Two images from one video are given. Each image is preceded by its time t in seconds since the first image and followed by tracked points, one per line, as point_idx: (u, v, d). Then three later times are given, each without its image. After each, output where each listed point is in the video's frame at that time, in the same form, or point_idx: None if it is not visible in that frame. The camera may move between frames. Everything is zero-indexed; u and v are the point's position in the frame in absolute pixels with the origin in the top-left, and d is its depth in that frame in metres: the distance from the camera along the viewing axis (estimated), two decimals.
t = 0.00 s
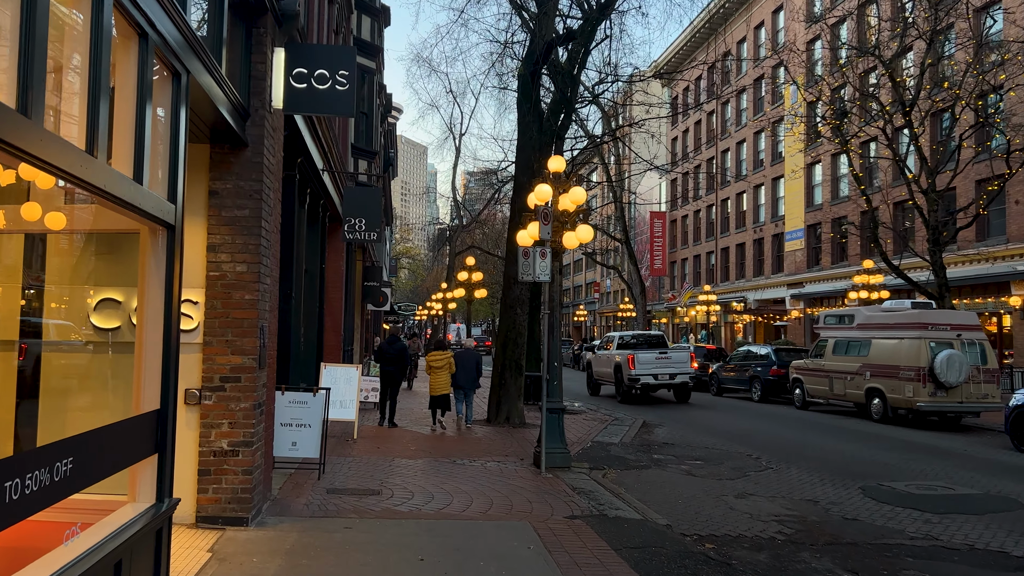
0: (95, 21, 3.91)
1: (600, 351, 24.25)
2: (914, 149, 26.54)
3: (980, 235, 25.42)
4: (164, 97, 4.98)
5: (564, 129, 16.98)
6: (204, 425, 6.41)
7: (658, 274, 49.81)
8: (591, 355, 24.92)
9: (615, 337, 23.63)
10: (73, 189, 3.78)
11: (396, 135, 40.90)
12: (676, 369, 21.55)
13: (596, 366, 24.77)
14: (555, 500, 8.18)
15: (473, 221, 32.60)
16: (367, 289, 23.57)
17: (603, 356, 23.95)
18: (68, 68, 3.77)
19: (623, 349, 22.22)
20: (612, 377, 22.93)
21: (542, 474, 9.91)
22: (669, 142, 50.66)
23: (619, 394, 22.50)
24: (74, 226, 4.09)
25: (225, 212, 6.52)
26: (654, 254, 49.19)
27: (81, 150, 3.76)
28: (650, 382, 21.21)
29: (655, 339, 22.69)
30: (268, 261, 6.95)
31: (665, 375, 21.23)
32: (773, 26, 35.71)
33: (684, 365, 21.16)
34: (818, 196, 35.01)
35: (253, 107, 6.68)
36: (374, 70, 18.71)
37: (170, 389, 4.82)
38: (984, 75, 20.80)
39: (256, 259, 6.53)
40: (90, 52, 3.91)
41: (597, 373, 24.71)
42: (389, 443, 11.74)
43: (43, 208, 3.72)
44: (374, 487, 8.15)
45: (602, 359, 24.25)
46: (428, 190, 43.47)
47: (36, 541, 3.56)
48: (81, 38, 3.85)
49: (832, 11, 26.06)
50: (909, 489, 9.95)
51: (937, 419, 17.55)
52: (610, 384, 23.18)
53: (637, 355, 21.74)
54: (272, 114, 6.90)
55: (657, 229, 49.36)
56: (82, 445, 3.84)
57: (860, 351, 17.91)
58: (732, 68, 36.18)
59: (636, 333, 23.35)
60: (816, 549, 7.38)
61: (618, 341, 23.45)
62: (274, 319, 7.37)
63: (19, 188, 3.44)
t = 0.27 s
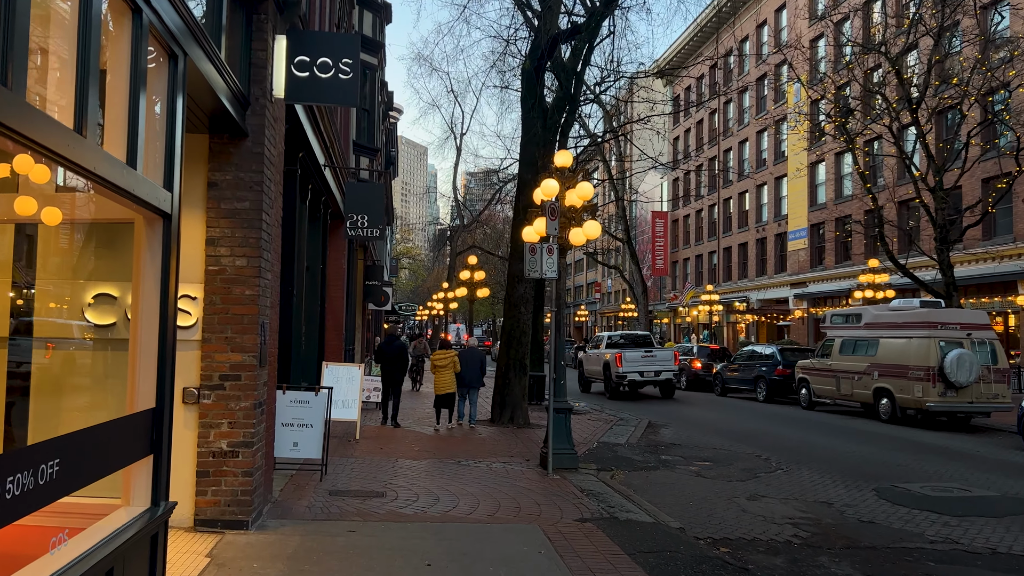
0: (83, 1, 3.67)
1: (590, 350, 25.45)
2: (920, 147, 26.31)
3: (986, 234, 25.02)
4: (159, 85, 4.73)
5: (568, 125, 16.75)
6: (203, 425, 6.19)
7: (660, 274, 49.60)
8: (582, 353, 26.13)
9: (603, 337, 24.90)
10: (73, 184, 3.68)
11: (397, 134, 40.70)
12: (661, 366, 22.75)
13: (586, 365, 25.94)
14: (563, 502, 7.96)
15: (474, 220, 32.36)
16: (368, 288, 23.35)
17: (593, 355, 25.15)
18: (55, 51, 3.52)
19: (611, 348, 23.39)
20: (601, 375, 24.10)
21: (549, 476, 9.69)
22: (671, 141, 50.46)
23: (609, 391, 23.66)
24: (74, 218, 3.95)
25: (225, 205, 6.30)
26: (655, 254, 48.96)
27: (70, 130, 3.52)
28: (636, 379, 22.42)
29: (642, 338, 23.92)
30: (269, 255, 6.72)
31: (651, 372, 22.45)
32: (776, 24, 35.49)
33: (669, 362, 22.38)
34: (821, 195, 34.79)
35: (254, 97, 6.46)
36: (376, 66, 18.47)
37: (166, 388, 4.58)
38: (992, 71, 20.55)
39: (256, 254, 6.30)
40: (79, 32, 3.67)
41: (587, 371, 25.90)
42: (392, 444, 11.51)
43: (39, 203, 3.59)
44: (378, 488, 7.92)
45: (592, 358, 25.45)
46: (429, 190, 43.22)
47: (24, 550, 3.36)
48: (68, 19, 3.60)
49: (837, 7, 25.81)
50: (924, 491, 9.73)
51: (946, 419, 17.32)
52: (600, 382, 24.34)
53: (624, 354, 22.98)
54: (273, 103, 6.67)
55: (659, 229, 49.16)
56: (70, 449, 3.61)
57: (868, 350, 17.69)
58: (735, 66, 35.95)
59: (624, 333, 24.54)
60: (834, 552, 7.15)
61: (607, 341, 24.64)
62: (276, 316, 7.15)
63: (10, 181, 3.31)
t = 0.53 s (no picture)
0: None
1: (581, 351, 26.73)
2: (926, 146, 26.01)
3: (993, 234, 24.81)
4: (150, 76, 4.46)
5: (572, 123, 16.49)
6: (199, 432, 5.95)
7: (662, 273, 49.35)
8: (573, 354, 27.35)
9: (594, 338, 26.28)
10: (70, 182, 3.52)
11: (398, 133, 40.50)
12: (647, 366, 24.04)
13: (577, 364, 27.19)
14: (572, 510, 7.71)
15: (475, 220, 32.09)
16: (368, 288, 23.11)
17: (582, 355, 26.45)
18: (34, 36, 3.24)
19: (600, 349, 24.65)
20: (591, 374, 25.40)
21: (556, 481, 9.43)
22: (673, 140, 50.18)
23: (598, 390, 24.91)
24: (74, 217, 3.78)
25: (222, 203, 6.05)
26: (658, 253, 48.73)
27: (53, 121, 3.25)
28: (624, 377, 23.71)
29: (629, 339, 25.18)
30: (269, 255, 6.48)
31: (638, 371, 23.75)
32: (779, 22, 35.21)
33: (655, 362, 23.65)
34: (826, 195, 34.52)
35: (252, 90, 6.20)
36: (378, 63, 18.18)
37: (159, 395, 4.33)
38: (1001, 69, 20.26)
39: (255, 253, 6.06)
40: (60, 14, 3.39)
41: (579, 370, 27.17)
42: (394, 448, 11.26)
43: (33, 202, 3.37)
44: (380, 496, 7.67)
45: (582, 358, 26.72)
46: (430, 189, 42.94)
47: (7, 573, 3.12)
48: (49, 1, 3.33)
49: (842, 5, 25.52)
50: (941, 497, 9.47)
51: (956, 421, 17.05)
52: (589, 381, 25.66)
53: (613, 354, 24.26)
54: (272, 97, 6.45)
55: (661, 228, 48.90)
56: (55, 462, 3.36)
57: (876, 351, 17.44)
58: (738, 64, 35.67)
59: (613, 334, 25.81)
60: (853, 563, 6.90)
61: (596, 342, 25.91)
62: (275, 317, 6.91)
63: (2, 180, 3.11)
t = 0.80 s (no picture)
0: None
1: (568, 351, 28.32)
2: (926, 145, 25.84)
3: (994, 233, 24.67)
4: (129, 60, 4.12)
5: (571, 119, 16.25)
6: (189, 435, 5.72)
7: (660, 273, 49.19)
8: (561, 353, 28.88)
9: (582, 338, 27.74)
10: (62, 180, 3.46)
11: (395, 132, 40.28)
12: (631, 365, 25.70)
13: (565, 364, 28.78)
14: (575, 514, 7.48)
15: (473, 219, 31.83)
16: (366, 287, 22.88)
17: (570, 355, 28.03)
18: None
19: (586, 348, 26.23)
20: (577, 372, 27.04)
21: (558, 485, 9.20)
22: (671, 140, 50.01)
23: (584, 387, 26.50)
24: (68, 208, 3.66)
25: (213, 198, 5.83)
26: (656, 253, 48.55)
27: (19, 99, 2.98)
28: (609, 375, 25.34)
29: (614, 340, 26.86)
30: (261, 251, 6.24)
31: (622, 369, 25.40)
32: (778, 21, 35.05)
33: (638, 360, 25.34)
34: (825, 194, 34.37)
35: (244, 80, 5.95)
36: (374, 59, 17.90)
37: (141, 398, 4.08)
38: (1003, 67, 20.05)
39: (247, 250, 5.83)
40: None
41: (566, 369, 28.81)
42: (391, 449, 11.02)
43: (18, 196, 3.21)
44: (377, 501, 7.43)
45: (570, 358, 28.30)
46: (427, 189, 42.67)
47: None
48: None
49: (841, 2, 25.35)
50: (950, 500, 9.26)
51: (960, 422, 16.85)
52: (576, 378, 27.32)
53: (599, 353, 25.86)
54: (265, 88, 6.21)
55: (659, 228, 48.72)
56: (19, 473, 3.07)
57: (879, 352, 17.23)
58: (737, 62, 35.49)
59: (598, 335, 27.33)
60: (866, 569, 6.67)
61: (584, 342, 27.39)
62: (269, 316, 6.68)
63: None
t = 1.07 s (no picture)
0: None
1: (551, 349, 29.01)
2: (919, 144, 25.76)
3: (989, 233, 24.62)
4: (100, 43, 3.83)
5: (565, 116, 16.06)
6: (170, 439, 5.46)
7: (652, 273, 49.05)
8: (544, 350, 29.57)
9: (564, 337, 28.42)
10: (49, 177, 3.38)
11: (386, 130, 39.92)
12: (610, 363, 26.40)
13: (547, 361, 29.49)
14: (572, 519, 7.25)
15: (465, 217, 31.55)
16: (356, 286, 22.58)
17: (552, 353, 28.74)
18: None
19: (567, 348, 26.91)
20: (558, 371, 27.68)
21: (553, 488, 8.97)
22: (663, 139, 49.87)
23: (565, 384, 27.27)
24: (56, 199, 3.55)
25: (196, 190, 5.57)
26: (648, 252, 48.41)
27: None
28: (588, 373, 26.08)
29: (593, 338, 27.78)
30: (246, 246, 5.98)
31: (601, 367, 26.12)
32: (771, 19, 34.91)
33: (616, 360, 26.21)
34: (818, 193, 34.29)
35: (229, 67, 5.68)
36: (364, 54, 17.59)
37: (116, 400, 3.85)
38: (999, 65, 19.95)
39: (231, 244, 5.57)
40: None
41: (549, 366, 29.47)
42: (382, 452, 10.76)
43: None
44: (368, 506, 7.18)
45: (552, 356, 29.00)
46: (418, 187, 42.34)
47: None
48: None
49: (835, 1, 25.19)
50: (953, 502, 9.09)
51: (956, 422, 16.74)
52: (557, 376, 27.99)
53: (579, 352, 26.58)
54: (249, 75, 5.91)
55: (651, 227, 48.55)
56: None
57: (874, 351, 17.10)
58: (729, 61, 35.33)
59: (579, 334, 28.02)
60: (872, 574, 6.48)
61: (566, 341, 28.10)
62: (254, 314, 6.42)
63: None
